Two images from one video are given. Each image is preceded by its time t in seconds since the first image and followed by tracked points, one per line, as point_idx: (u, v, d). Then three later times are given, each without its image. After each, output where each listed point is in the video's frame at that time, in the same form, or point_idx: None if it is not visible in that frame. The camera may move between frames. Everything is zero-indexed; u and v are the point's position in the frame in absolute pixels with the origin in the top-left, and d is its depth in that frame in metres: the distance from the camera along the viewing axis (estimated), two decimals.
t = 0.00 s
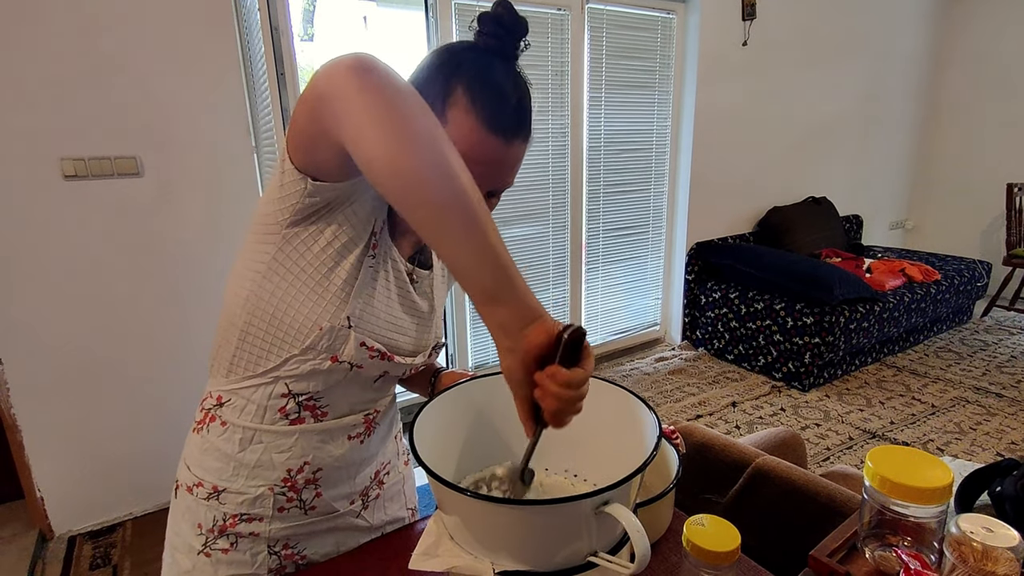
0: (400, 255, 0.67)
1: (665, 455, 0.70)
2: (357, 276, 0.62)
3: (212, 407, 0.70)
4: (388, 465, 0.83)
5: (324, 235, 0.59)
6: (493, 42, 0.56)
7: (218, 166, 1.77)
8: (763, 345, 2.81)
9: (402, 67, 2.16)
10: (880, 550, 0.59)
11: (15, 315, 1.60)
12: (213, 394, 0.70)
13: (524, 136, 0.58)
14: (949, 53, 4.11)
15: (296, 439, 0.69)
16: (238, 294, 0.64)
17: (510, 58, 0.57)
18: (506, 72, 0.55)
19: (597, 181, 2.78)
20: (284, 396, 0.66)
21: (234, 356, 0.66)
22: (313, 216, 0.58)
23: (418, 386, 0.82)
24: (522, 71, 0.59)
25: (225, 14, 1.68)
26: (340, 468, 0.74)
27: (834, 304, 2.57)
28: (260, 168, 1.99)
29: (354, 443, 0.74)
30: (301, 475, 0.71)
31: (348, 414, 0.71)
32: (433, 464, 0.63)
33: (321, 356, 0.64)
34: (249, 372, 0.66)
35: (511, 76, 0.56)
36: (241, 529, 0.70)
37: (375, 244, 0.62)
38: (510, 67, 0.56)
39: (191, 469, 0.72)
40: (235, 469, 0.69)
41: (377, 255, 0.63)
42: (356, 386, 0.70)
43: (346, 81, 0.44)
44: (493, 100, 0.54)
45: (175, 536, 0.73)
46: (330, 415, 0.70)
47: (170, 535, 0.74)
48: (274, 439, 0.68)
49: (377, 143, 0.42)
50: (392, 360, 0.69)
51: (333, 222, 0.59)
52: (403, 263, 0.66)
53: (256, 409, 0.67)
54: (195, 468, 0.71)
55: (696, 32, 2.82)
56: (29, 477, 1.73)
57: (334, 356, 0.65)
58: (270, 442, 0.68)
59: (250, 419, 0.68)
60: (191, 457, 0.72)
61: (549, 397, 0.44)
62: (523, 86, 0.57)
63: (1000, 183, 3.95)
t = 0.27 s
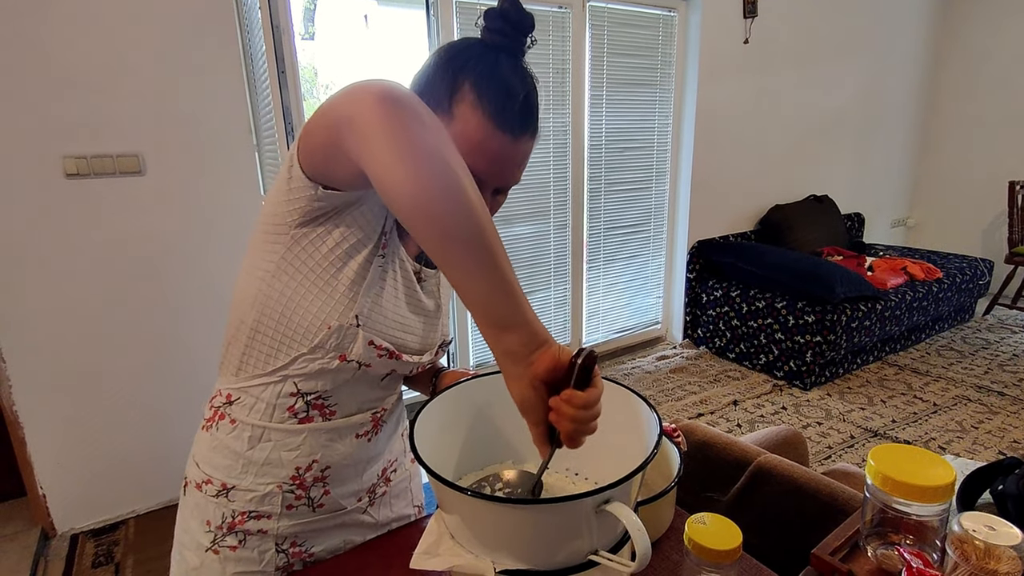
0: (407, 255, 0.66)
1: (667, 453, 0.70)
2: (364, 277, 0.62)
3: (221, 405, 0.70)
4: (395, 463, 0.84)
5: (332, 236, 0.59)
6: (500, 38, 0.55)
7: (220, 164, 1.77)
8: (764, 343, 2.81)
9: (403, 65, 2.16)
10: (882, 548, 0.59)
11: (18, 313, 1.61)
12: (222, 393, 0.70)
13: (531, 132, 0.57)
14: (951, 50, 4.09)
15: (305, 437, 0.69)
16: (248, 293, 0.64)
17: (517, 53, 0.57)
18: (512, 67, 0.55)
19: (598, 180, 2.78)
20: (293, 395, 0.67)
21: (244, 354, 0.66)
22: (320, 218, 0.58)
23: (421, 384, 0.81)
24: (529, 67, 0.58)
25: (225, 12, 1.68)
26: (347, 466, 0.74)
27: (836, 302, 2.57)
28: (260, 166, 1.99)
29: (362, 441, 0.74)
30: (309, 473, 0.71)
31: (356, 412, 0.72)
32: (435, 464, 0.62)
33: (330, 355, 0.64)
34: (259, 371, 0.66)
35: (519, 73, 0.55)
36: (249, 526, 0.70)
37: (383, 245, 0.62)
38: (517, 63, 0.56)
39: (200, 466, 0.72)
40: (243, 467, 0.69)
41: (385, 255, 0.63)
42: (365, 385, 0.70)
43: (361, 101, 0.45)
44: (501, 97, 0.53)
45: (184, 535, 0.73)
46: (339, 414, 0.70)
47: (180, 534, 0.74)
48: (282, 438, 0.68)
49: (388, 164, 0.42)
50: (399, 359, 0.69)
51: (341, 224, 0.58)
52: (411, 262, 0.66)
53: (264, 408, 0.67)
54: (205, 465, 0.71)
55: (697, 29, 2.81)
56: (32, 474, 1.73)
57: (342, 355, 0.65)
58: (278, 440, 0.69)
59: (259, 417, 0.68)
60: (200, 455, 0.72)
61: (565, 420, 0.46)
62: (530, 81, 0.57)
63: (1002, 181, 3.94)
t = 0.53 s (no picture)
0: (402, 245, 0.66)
1: (669, 452, 0.70)
2: (356, 266, 0.62)
3: (225, 399, 0.71)
4: (402, 461, 0.83)
5: (320, 227, 0.59)
6: (480, 21, 0.53)
7: (221, 163, 1.76)
8: (765, 341, 2.81)
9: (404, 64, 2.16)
10: (884, 547, 0.59)
11: (19, 312, 1.61)
12: (226, 387, 0.71)
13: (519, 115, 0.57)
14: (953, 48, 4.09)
15: (305, 430, 0.69)
16: (246, 286, 0.64)
17: (500, 36, 0.55)
18: (495, 52, 0.53)
19: (599, 178, 2.78)
20: (291, 387, 0.66)
21: (244, 348, 0.66)
22: (308, 209, 0.59)
23: (425, 380, 0.82)
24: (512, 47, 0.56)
25: (227, 11, 1.68)
26: (349, 462, 0.74)
27: (837, 301, 2.56)
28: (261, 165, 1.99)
29: (363, 435, 0.73)
30: (310, 467, 0.71)
31: (355, 405, 0.71)
32: (437, 463, 0.62)
33: (325, 347, 0.64)
34: (258, 363, 0.66)
35: (503, 56, 0.54)
36: (252, 520, 0.70)
37: (372, 235, 0.62)
38: (501, 46, 0.54)
39: (206, 460, 0.72)
40: (246, 461, 0.69)
41: (376, 246, 0.63)
42: (364, 378, 0.70)
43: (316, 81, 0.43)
44: (489, 82, 0.53)
45: (191, 531, 0.73)
46: (338, 406, 0.70)
47: (188, 531, 0.74)
48: (282, 430, 0.68)
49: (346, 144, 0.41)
50: (395, 351, 0.68)
51: (328, 215, 0.59)
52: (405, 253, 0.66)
53: (264, 401, 0.67)
54: (210, 459, 0.72)
55: (698, 27, 2.81)
56: (33, 473, 1.74)
57: (337, 347, 0.64)
58: (278, 433, 0.68)
59: (260, 410, 0.68)
60: (207, 448, 0.73)
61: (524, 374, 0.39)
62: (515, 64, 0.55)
63: (1003, 179, 3.94)
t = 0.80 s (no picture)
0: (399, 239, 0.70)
1: (670, 452, 0.70)
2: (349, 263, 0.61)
3: (231, 396, 0.72)
4: (404, 457, 0.83)
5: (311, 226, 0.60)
6: (466, 12, 0.54)
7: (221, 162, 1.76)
8: (765, 340, 2.81)
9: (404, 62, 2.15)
10: (884, 546, 0.59)
11: (19, 311, 1.61)
12: (232, 384, 0.72)
13: (512, 105, 0.57)
14: (956, 46, 4.07)
15: (307, 426, 0.69)
16: (247, 284, 0.65)
17: (488, 24, 0.56)
18: (482, 41, 0.54)
19: (599, 177, 2.77)
20: (293, 383, 0.67)
21: (248, 345, 0.67)
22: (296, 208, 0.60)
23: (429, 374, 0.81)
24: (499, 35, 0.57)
25: (226, 9, 1.68)
26: (354, 456, 0.74)
27: (837, 300, 2.56)
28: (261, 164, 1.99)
29: (366, 431, 0.73)
30: (314, 462, 0.71)
31: (358, 401, 0.71)
32: (437, 462, 0.62)
33: (325, 344, 0.64)
34: (260, 360, 0.67)
35: (491, 44, 0.55)
36: (258, 515, 0.70)
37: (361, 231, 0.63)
38: (488, 35, 0.55)
39: (213, 457, 0.73)
40: (251, 456, 0.70)
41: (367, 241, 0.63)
42: (365, 374, 0.70)
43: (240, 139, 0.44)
44: (476, 72, 0.53)
45: (198, 527, 0.74)
46: (341, 402, 0.70)
47: (196, 528, 0.75)
48: (286, 425, 0.69)
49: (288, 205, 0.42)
50: (395, 347, 0.68)
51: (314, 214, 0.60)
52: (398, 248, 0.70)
53: (268, 398, 0.68)
54: (216, 455, 0.73)
55: (699, 26, 2.80)
56: (34, 472, 1.74)
57: (336, 345, 0.65)
58: (282, 428, 0.69)
59: (264, 406, 0.69)
60: (213, 444, 0.74)
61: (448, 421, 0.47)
62: (503, 52, 0.56)
63: (1004, 178, 3.93)
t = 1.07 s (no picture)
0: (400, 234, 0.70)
1: (670, 452, 0.70)
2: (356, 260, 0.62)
3: (235, 394, 0.71)
4: (407, 453, 0.84)
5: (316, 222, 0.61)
6: (460, 7, 0.54)
7: (221, 161, 1.76)
8: (766, 339, 2.80)
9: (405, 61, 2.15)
10: (886, 546, 0.58)
11: (19, 310, 1.61)
12: (235, 382, 0.72)
13: (510, 97, 0.57)
14: (957, 44, 4.07)
15: (314, 423, 0.70)
16: (251, 281, 0.65)
17: (483, 18, 0.55)
18: (478, 36, 0.54)
19: (600, 176, 2.77)
20: (300, 380, 0.67)
21: (254, 343, 0.67)
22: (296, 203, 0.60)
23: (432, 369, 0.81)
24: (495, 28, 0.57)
25: (226, 8, 1.67)
26: (360, 452, 0.74)
27: (838, 299, 2.56)
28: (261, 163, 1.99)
29: (372, 427, 0.73)
30: (321, 458, 0.71)
31: (365, 397, 0.71)
32: (438, 462, 0.62)
33: (332, 340, 0.65)
34: (266, 358, 0.67)
35: (486, 38, 0.55)
36: (265, 513, 0.71)
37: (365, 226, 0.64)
38: (484, 30, 0.55)
39: (217, 456, 0.73)
40: (257, 453, 0.70)
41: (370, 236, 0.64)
42: (372, 370, 0.70)
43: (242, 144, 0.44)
44: (472, 66, 0.53)
45: (202, 525, 0.74)
46: (347, 398, 0.70)
47: (199, 528, 0.75)
48: (293, 423, 0.69)
49: (290, 213, 0.43)
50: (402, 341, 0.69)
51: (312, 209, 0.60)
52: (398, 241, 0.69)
53: (274, 395, 0.68)
54: (220, 454, 0.73)
55: (699, 25, 2.80)
56: (35, 471, 1.74)
57: (344, 340, 0.65)
58: (289, 425, 0.69)
59: (270, 404, 0.69)
60: (217, 443, 0.74)
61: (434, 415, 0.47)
62: (500, 46, 0.56)
63: (1005, 177, 3.92)
